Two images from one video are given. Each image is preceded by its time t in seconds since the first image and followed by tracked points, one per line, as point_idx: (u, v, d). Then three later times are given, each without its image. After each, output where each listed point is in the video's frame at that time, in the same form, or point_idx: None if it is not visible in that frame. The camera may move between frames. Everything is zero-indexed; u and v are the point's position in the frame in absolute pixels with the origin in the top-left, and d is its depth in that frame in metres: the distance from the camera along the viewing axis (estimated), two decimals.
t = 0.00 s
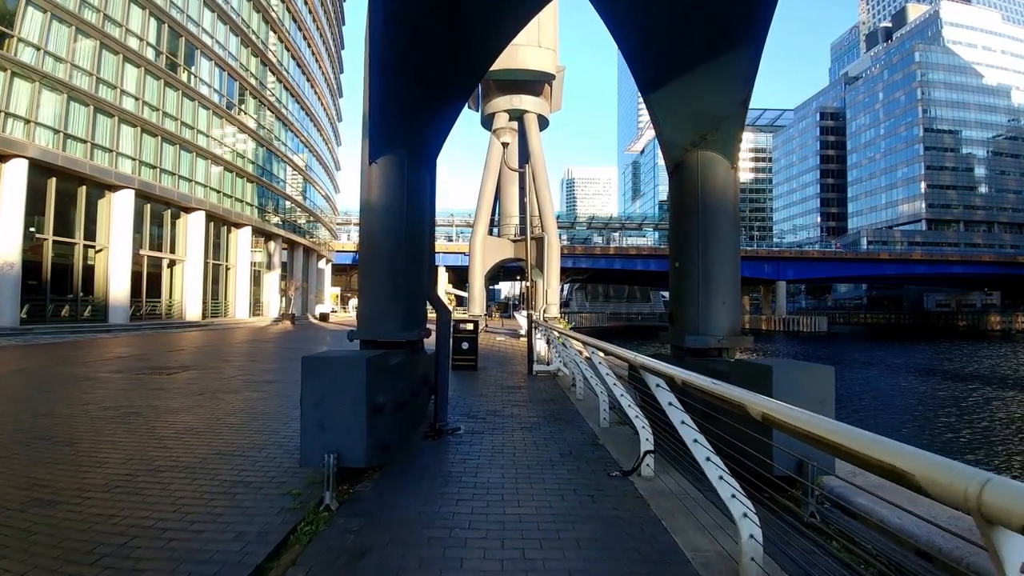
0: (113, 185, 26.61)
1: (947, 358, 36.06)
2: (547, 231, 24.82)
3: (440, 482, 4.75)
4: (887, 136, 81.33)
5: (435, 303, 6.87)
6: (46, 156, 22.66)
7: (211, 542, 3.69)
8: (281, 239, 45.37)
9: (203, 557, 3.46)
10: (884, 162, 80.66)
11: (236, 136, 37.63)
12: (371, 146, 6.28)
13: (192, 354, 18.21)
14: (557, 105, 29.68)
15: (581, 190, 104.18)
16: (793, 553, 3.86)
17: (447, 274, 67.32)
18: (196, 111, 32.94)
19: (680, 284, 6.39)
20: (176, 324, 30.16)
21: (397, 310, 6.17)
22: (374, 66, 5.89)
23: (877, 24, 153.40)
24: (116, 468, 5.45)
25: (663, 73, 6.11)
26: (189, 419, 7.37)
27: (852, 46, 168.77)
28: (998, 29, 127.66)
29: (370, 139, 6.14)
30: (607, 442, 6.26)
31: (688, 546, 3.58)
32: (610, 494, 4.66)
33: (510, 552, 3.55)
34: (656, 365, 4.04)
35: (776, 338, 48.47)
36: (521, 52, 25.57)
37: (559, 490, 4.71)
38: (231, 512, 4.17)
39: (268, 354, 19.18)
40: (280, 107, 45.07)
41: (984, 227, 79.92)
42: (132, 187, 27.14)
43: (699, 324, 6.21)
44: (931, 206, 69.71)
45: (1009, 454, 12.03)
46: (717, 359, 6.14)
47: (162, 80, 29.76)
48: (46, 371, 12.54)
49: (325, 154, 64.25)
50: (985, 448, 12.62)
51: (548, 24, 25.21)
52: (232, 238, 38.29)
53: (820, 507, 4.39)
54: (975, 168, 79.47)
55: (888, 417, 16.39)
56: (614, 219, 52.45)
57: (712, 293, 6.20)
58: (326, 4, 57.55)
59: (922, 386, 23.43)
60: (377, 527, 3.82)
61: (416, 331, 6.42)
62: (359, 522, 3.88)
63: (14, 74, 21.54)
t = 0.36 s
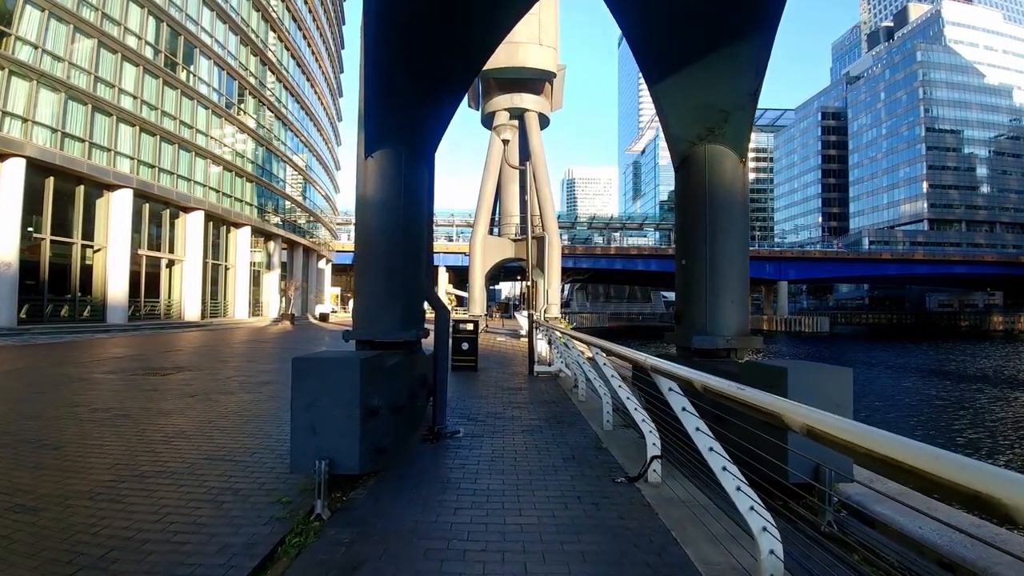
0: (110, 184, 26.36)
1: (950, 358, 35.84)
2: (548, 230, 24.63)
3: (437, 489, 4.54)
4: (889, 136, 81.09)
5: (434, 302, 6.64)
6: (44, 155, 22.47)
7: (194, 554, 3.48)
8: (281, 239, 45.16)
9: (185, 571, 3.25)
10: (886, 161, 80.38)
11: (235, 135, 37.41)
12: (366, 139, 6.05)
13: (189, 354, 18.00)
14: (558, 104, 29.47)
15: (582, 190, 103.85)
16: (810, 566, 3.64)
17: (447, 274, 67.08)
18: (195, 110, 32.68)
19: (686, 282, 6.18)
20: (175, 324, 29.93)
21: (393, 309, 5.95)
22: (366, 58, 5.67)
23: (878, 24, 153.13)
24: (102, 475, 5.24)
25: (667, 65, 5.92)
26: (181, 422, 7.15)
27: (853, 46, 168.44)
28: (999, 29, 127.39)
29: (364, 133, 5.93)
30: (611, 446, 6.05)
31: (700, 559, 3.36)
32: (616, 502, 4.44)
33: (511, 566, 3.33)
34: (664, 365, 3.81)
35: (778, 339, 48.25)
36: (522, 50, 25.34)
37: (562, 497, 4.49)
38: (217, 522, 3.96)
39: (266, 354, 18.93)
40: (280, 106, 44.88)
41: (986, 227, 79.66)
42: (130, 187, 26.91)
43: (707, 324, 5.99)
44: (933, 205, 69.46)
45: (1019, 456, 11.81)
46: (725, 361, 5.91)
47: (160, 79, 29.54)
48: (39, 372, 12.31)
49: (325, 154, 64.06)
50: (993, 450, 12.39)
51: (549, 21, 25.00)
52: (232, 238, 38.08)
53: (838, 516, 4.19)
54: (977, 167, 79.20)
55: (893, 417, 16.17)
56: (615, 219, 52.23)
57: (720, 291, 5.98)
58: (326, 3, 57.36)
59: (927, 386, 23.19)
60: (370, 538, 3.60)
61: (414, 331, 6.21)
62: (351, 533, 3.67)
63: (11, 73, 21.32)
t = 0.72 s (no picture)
0: (108, 182, 26.11)
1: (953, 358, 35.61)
2: (549, 230, 24.43)
3: (437, 499, 4.33)
4: (891, 135, 80.84)
5: (433, 301, 6.44)
6: (42, 154, 22.25)
7: (176, 572, 3.26)
8: (281, 238, 44.94)
9: None
10: (888, 161, 80.10)
11: (235, 135, 37.21)
12: (361, 132, 5.83)
13: (185, 355, 17.69)
14: (559, 102, 29.23)
15: (583, 190, 103.44)
16: None
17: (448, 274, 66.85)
18: (194, 109, 32.43)
19: (693, 281, 5.97)
20: (173, 325, 29.70)
21: (391, 309, 5.75)
22: (363, 50, 5.46)
23: (879, 24, 152.85)
24: (86, 482, 5.03)
25: (673, 58, 5.73)
26: (172, 426, 6.93)
27: (853, 47, 168.58)
28: (1001, 29, 127.09)
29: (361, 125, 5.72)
30: (616, 452, 5.84)
31: None
32: (623, 513, 4.23)
33: None
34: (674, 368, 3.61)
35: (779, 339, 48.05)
36: (523, 47, 25.11)
37: (568, 508, 4.27)
38: (202, 535, 3.75)
39: (264, 355, 18.67)
40: (280, 105, 44.67)
41: (988, 227, 79.44)
42: (128, 185, 26.71)
43: (715, 326, 5.77)
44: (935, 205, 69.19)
45: None
46: (735, 363, 5.72)
47: (159, 78, 29.29)
48: (31, 373, 12.05)
49: (325, 154, 63.82)
50: (1001, 452, 12.17)
51: (550, 18, 24.77)
52: (231, 238, 37.86)
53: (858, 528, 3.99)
54: (979, 167, 78.97)
55: (898, 419, 15.95)
56: (616, 218, 51.98)
57: (729, 292, 5.76)
58: (326, 2, 57.13)
59: (931, 387, 22.94)
60: (362, 555, 3.38)
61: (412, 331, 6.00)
62: (343, 548, 3.46)
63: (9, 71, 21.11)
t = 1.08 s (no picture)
0: (106, 181, 25.90)
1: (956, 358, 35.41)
2: (551, 229, 24.21)
3: (435, 511, 4.14)
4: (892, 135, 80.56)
5: (432, 302, 6.26)
6: (41, 153, 22.07)
7: None
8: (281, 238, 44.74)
9: None
10: (889, 160, 79.86)
11: (234, 134, 36.99)
12: (357, 128, 5.62)
13: (182, 356, 17.46)
14: (560, 100, 29.00)
15: (584, 189, 103.08)
16: None
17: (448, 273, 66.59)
18: (193, 108, 32.21)
19: (700, 282, 5.77)
20: (172, 325, 29.48)
21: (388, 311, 5.56)
22: (356, 41, 5.25)
23: (880, 23, 152.42)
24: (69, 492, 4.84)
25: (681, 49, 5.54)
26: (163, 431, 6.75)
27: (854, 47, 168.41)
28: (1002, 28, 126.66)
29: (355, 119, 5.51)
30: (621, 459, 5.64)
31: None
32: (630, 525, 4.02)
33: None
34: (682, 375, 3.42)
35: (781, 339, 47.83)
36: (524, 45, 24.89)
37: (573, 521, 4.07)
38: (186, 551, 3.56)
39: (263, 355, 18.46)
40: (280, 104, 44.47)
41: (989, 227, 79.17)
42: (127, 184, 26.49)
43: (724, 328, 5.57)
44: (936, 204, 69.01)
45: None
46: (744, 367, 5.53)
47: (157, 77, 29.05)
48: (24, 375, 11.82)
49: (325, 153, 63.60)
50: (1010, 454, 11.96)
51: (552, 16, 24.56)
52: (230, 238, 37.64)
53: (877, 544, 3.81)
54: (981, 167, 78.76)
55: (903, 420, 15.74)
56: (617, 218, 51.76)
57: (738, 292, 5.57)
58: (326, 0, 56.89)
59: (935, 388, 22.74)
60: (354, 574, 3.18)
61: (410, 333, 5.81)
62: (334, 567, 3.26)
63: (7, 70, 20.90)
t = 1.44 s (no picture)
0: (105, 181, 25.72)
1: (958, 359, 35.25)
2: (552, 229, 23.99)
3: (433, 523, 3.94)
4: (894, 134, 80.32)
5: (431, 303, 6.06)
6: (37, 152, 21.86)
7: None
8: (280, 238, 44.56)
9: None
10: (891, 160, 79.66)
11: (234, 134, 36.79)
12: (353, 122, 5.42)
13: (180, 357, 17.27)
14: (561, 99, 28.80)
15: (585, 189, 102.87)
16: None
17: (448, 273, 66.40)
18: (192, 107, 31.99)
19: (709, 283, 5.58)
20: (170, 325, 29.29)
21: (384, 312, 5.37)
22: (349, 35, 5.03)
23: (881, 23, 152.29)
24: (54, 500, 4.66)
25: (687, 42, 5.37)
26: (154, 436, 6.57)
27: (854, 46, 168.32)
28: (1003, 28, 126.40)
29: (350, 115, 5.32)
30: (625, 464, 5.46)
31: None
32: (638, 538, 3.81)
33: None
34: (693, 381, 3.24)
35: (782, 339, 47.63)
36: (525, 43, 24.63)
37: (577, 533, 3.87)
38: (168, 566, 3.37)
39: (261, 355, 18.27)
40: (280, 103, 44.29)
41: (991, 227, 78.93)
42: (125, 183, 26.27)
43: (733, 330, 5.37)
44: (938, 204, 68.84)
45: None
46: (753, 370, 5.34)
47: (155, 75, 28.82)
48: (17, 376, 11.64)
49: (325, 153, 63.42)
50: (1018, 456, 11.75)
51: (553, 14, 24.36)
52: (229, 237, 37.46)
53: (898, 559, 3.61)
54: (983, 166, 78.55)
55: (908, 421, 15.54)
56: (618, 217, 51.57)
57: (747, 293, 5.37)
58: None
59: (938, 389, 22.55)
60: None
61: (408, 335, 5.62)
62: None
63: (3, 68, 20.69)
